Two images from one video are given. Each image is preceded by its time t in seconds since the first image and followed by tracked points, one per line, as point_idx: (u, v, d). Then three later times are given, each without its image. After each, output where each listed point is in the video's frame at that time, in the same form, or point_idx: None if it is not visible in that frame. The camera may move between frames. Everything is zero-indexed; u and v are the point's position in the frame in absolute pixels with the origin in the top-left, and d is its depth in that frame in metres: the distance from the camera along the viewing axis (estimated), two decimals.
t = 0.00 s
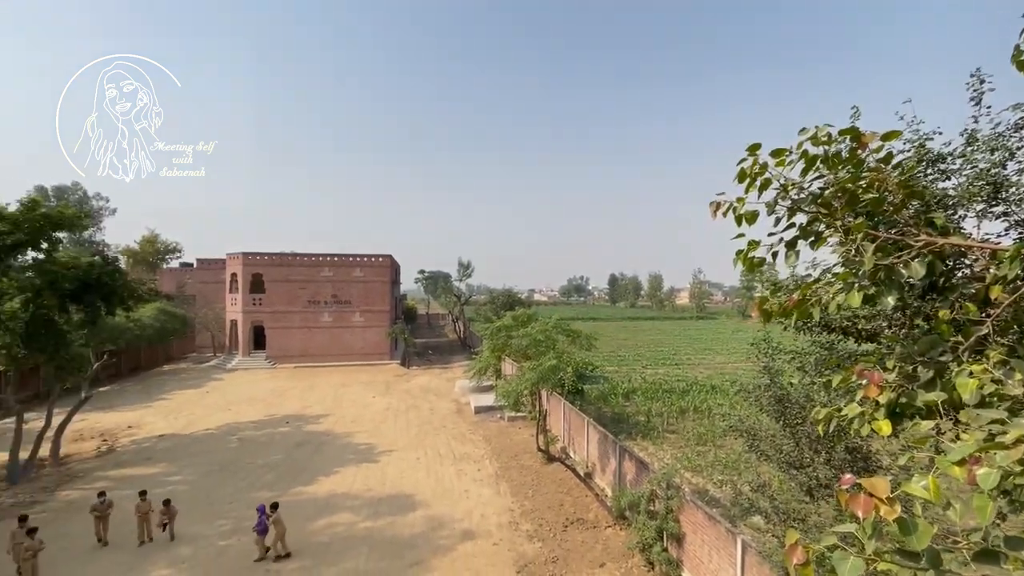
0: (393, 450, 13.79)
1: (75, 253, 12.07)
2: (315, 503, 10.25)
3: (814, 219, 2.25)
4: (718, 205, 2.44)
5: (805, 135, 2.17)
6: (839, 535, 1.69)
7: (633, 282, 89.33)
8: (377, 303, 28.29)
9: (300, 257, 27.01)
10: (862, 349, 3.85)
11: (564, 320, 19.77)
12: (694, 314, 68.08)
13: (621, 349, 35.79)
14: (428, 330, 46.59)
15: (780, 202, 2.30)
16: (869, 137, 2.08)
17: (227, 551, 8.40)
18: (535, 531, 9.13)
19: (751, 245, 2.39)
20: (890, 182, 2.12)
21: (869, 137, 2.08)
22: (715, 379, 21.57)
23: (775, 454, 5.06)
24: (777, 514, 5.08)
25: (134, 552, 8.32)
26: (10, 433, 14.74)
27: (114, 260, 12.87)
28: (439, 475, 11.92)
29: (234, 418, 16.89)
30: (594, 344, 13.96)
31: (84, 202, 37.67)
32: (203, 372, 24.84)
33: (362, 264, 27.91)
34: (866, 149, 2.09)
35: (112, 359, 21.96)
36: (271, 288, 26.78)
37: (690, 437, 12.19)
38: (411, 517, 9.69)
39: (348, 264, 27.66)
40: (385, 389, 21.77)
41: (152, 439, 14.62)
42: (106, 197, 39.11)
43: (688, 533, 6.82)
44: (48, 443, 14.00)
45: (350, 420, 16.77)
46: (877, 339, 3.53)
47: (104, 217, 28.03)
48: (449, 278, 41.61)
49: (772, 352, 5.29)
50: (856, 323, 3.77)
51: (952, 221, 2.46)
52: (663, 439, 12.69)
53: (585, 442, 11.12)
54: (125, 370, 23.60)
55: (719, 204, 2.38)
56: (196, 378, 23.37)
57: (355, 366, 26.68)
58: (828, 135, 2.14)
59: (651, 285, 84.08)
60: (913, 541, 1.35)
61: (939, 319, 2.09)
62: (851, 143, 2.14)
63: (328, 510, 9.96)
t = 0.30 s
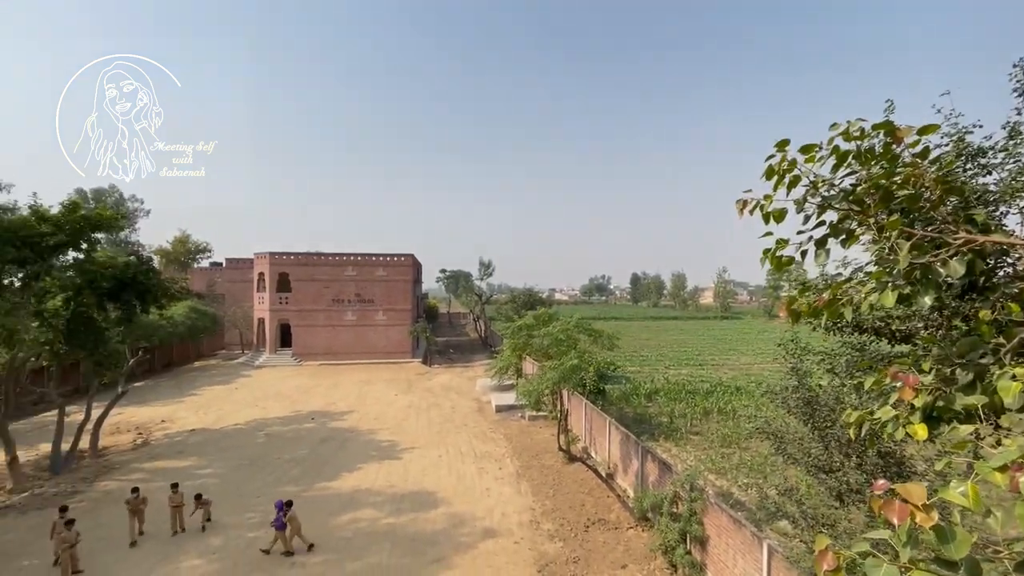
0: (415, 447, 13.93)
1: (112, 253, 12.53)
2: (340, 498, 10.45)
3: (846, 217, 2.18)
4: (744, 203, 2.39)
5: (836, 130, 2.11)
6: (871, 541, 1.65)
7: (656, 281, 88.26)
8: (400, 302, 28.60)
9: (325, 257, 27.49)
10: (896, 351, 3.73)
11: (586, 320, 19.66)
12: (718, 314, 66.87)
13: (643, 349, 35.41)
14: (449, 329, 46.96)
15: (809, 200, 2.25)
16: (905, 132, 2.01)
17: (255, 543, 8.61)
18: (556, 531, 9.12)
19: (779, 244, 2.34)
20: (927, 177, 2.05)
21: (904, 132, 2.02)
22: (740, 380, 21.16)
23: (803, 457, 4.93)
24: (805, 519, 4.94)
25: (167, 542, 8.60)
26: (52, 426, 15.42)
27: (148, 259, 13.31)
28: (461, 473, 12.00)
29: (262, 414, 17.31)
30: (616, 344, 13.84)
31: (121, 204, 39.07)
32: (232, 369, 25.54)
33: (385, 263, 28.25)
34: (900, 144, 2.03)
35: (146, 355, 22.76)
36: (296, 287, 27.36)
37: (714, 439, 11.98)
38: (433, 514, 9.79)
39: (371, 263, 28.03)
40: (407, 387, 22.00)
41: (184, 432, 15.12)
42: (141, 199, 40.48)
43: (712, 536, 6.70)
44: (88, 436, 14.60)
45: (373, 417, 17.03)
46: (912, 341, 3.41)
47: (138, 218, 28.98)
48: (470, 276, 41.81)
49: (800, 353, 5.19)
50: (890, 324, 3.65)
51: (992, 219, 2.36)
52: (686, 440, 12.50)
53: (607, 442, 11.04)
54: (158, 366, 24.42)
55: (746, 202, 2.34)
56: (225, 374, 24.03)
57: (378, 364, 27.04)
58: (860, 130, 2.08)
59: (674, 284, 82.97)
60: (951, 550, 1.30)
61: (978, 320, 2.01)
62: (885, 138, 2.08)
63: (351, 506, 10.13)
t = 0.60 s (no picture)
0: (438, 445, 14.08)
1: (149, 253, 12.99)
2: (365, 493, 10.63)
3: (883, 213, 2.11)
4: (775, 200, 2.35)
5: (873, 124, 2.05)
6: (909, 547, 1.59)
7: (681, 280, 86.90)
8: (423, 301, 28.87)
9: (351, 256, 27.97)
10: (937, 352, 3.58)
11: (610, 319, 19.47)
12: (746, 314, 65.35)
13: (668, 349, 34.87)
14: (472, 328, 47.23)
15: (844, 196, 2.19)
16: (947, 125, 1.93)
17: (284, 535, 8.84)
18: (579, 531, 9.08)
19: (811, 242, 2.28)
20: (971, 172, 1.97)
21: (946, 125, 1.93)
22: (769, 382, 20.60)
23: (835, 462, 4.79)
24: (838, 526, 4.77)
25: (201, 533, 8.91)
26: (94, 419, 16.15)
27: (183, 258, 13.75)
28: (484, 471, 12.06)
29: (290, 410, 17.74)
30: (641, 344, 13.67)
31: (158, 206, 40.55)
32: (261, 365, 26.26)
33: (409, 262, 28.56)
34: (942, 137, 1.95)
35: (181, 352, 23.58)
36: (323, 286, 27.93)
37: (742, 442, 11.71)
38: (456, 511, 9.86)
39: (395, 262, 28.37)
40: (431, 385, 22.20)
41: (217, 427, 15.62)
42: (176, 201, 41.96)
43: (739, 540, 6.57)
44: (127, 428, 15.24)
45: (398, 414, 17.27)
46: (954, 342, 3.27)
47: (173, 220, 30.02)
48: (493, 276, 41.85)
49: (832, 355, 5.06)
50: (931, 325, 3.51)
51: None
52: (712, 442, 12.26)
53: (631, 443, 10.94)
54: (192, 362, 25.30)
55: (776, 200, 2.30)
56: (256, 371, 24.73)
57: (402, 362, 27.38)
58: (898, 123, 2.01)
59: (700, 283, 81.56)
60: (996, 559, 1.25)
61: None
62: (926, 132, 2.00)
63: (376, 501, 10.30)
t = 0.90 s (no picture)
0: (457, 443, 14.16)
1: (177, 253, 13.34)
2: (385, 490, 10.76)
3: (913, 211, 2.04)
4: (800, 199, 2.30)
5: (903, 119, 1.99)
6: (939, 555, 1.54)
7: (701, 279, 85.69)
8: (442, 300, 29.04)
9: (371, 256, 28.30)
10: (971, 354, 3.45)
11: (629, 319, 19.31)
12: (768, 314, 64.05)
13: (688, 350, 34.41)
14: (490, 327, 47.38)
15: (872, 193, 2.13)
16: (982, 119, 1.86)
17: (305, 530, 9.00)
18: (598, 532, 9.04)
19: (837, 241, 2.23)
20: (1007, 168, 1.90)
21: (982, 120, 1.86)
22: (792, 384, 20.14)
23: (862, 466, 4.65)
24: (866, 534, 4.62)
25: (226, 526, 9.12)
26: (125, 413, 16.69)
27: (209, 258, 14.09)
28: (502, 470, 12.09)
29: (312, 407, 18.04)
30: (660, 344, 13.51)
31: (185, 208, 41.61)
32: (284, 363, 26.77)
33: (428, 262, 28.76)
34: (977, 132, 1.88)
35: (207, 349, 24.19)
36: (344, 285, 28.33)
37: (764, 445, 11.47)
38: (474, 509, 9.91)
39: (414, 262, 28.60)
40: (449, 383, 22.32)
41: (241, 422, 15.98)
42: (202, 202, 43.06)
43: (761, 544, 6.45)
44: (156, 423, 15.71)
45: (416, 412, 17.42)
46: (989, 344, 3.15)
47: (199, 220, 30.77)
48: (511, 275, 41.86)
49: (859, 357, 4.95)
50: (964, 326, 3.39)
51: None
52: (733, 444, 12.06)
53: (651, 444, 10.83)
54: (218, 359, 25.94)
55: (801, 197, 2.25)
56: (279, 368, 25.23)
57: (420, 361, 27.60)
58: (930, 118, 1.95)
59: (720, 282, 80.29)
60: None
61: None
62: (960, 127, 1.93)
63: (395, 498, 10.41)
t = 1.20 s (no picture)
0: (474, 442, 14.22)
1: (202, 253, 13.65)
2: (403, 487, 10.87)
3: (945, 209, 1.98)
4: (824, 196, 2.25)
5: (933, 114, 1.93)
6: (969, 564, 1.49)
7: (721, 279, 84.37)
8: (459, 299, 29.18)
9: (389, 255, 28.58)
10: (1005, 356, 3.33)
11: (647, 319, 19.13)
12: (791, 314, 62.75)
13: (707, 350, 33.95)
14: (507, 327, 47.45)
15: (900, 191, 2.07)
16: (1017, 113, 1.80)
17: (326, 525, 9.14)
18: (615, 533, 8.98)
19: (864, 239, 2.17)
20: None
21: (1017, 113, 1.79)
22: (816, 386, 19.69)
23: (889, 471, 4.53)
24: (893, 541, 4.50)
25: (249, 520, 9.32)
26: (153, 409, 17.18)
27: (233, 258, 14.40)
28: (519, 470, 12.10)
29: (331, 404, 18.31)
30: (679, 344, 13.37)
31: (210, 208, 42.60)
32: (305, 361, 27.22)
33: (445, 261, 28.91)
34: (1012, 126, 1.81)
35: (231, 347, 24.74)
36: (363, 284, 28.67)
37: (786, 448, 11.25)
38: (492, 508, 9.94)
39: (432, 261, 28.79)
40: (466, 382, 22.42)
41: (263, 419, 16.30)
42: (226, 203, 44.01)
43: (783, 549, 6.33)
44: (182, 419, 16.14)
45: (434, 411, 17.55)
46: None
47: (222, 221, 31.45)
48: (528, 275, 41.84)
49: (885, 358, 4.84)
50: (998, 327, 3.28)
51: None
52: (754, 446, 11.86)
53: (670, 446, 10.73)
54: (241, 357, 26.51)
55: (826, 195, 2.20)
56: (299, 366, 25.67)
57: (438, 360, 27.78)
58: (962, 112, 1.89)
59: (741, 282, 78.92)
60: None
61: None
62: (994, 122, 1.86)
63: (413, 495, 10.51)
